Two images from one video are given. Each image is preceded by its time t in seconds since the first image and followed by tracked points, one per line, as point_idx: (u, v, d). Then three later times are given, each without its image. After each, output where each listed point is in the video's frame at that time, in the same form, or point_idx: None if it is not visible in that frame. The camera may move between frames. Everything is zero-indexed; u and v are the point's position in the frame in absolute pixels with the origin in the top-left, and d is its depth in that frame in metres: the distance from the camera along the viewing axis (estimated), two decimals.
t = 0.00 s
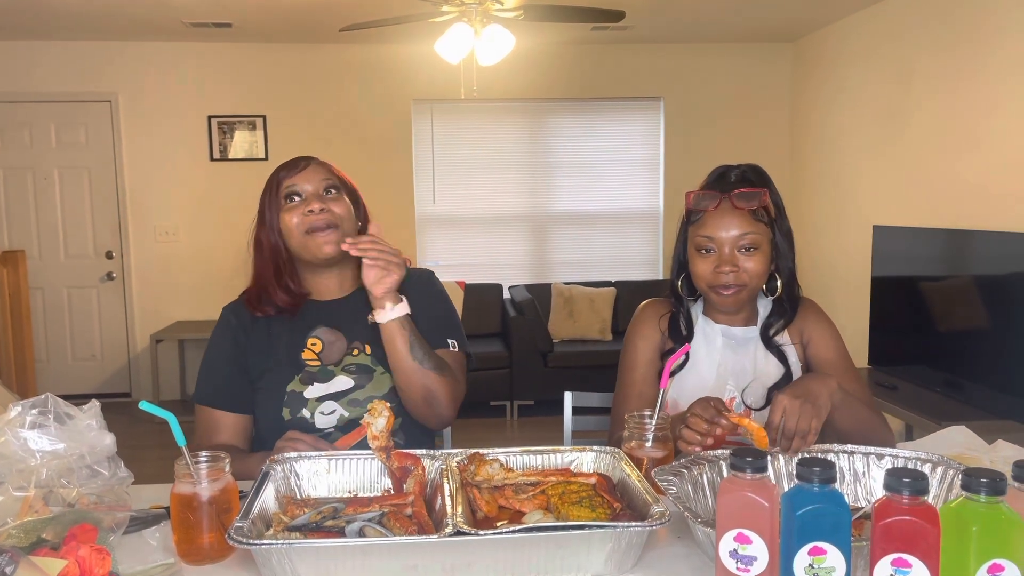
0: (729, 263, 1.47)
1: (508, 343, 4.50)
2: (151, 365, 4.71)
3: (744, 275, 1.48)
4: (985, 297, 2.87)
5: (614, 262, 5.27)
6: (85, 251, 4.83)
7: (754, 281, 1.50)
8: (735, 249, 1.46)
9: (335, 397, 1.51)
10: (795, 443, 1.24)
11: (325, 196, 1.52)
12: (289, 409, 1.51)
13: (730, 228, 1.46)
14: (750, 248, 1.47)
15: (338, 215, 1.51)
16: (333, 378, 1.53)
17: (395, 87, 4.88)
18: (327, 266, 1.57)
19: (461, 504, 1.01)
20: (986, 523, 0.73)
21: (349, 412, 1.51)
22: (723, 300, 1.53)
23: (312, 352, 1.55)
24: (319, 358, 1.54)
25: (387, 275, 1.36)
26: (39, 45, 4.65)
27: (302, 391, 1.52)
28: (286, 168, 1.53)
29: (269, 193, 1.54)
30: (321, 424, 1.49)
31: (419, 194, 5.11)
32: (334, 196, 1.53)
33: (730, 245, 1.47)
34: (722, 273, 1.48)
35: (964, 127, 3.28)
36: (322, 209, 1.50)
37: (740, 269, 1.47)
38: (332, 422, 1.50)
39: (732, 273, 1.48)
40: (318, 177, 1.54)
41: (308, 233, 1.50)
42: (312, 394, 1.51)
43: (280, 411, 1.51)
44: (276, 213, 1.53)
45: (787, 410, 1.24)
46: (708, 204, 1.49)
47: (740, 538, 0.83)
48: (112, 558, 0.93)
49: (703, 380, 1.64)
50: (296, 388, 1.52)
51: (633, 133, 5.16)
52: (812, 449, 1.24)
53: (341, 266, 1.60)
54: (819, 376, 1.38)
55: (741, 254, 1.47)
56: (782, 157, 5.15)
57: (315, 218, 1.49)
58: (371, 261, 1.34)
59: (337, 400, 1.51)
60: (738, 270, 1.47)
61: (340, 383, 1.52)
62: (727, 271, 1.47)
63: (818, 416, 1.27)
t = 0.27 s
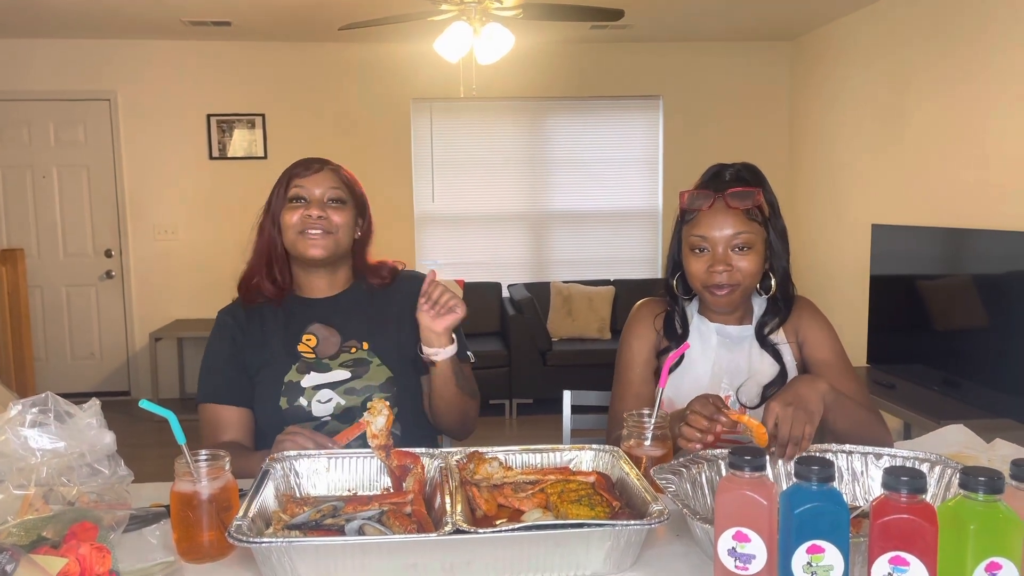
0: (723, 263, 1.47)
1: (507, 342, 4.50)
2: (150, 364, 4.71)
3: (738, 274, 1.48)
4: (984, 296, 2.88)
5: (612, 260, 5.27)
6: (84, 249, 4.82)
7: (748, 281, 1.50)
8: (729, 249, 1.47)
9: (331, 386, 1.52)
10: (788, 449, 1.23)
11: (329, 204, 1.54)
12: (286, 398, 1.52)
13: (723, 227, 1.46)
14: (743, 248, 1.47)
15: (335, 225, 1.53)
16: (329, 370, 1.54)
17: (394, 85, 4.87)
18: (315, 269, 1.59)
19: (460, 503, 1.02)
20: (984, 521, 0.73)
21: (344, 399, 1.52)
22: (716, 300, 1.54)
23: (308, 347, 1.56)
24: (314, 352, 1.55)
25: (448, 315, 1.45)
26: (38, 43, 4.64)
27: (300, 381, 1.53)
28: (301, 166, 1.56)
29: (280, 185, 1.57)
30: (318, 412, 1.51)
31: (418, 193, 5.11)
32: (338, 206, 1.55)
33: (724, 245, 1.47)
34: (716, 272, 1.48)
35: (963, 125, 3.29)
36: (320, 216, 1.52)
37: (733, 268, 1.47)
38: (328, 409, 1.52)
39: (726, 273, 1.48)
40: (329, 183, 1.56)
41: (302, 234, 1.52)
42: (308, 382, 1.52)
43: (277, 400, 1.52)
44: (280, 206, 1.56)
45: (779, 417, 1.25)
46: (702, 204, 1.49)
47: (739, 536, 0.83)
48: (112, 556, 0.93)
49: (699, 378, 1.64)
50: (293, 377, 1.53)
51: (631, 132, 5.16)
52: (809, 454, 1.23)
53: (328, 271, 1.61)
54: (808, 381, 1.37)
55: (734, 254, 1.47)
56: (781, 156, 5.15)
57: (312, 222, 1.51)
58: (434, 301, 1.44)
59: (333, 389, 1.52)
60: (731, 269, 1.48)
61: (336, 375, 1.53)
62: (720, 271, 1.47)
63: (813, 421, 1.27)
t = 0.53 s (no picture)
0: (723, 261, 1.47)
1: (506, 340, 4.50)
2: (150, 362, 4.70)
3: (739, 271, 1.48)
4: (983, 294, 2.88)
5: (611, 259, 5.27)
6: (83, 248, 4.82)
7: (748, 278, 1.50)
8: (729, 247, 1.47)
9: (332, 375, 1.54)
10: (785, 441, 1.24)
11: (344, 217, 1.55)
12: (287, 386, 1.53)
13: (722, 226, 1.46)
14: (743, 246, 1.47)
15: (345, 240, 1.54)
16: (331, 361, 1.55)
17: (394, 84, 4.87)
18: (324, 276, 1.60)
19: (459, 501, 1.02)
20: (982, 519, 0.73)
21: (344, 389, 1.53)
22: (718, 299, 1.54)
23: (310, 338, 1.56)
24: (317, 343, 1.56)
25: (431, 344, 1.42)
26: (37, 41, 4.64)
27: (301, 370, 1.54)
28: (324, 173, 1.56)
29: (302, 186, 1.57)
30: (318, 401, 1.52)
31: (417, 192, 5.11)
32: (352, 219, 1.55)
33: (723, 243, 1.47)
34: (716, 271, 1.48)
35: (962, 124, 3.29)
36: (332, 229, 1.53)
37: (734, 267, 1.48)
38: (328, 399, 1.53)
39: (726, 271, 1.48)
40: (347, 195, 1.55)
41: (312, 243, 1.53)
42: (310, 371, 1.53)
43: (278, 388, 1.52)
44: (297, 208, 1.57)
45: (772, 411, 1.27)
46: (699, 203, 1.49)
47: (738, 534, 0.83)
48: (111, 554, 0.93)
49: (697, 376, 1.64)
50: (294, 366, 1.54)
51: (631, 131, 5.16)
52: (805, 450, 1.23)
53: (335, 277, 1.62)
54: (800, 376, 1.41)
55: (734, 252, 1.47)
56: (780, 154, 5.16)
57: (323, 233, 1.53)
58: (415, 330, 1.41)
59: (334, 378, 1.53)
60: (732, 267, 1.48)
61: (338, 365, 1.54)
62: (721, 270, 1.48)
63: (804, 412, 1.29)
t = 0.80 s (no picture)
0: (727, 259, 1.47)
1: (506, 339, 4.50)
2: (149, 361, 4.70)
3: (744, 268, 1.48)
4: (982, 293, 2.88)
5: (611, 258, 5.27)
6: (81, 246, 4.81)
7: (752, 275, 1.50)
8: (733, 245, 1.47)
9: (348, 389, 1.52)
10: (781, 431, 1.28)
11: (372, 203, 1.56)
12: (302, 395, 1.52)
13: (725, 224, 1.46)
14: (747, 243, 1.47)
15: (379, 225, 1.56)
16: (348, 373, 1.53)
17: (392, 82, 4.87)
18: (356, 270, 1.61)
19: (458, 500, 1.02)
20: (981, 517, 0.73)
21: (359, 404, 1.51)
22: (721, 297, 1.53)
23: (330, 345, 1.56)
24: (336, 351, 1.55)
25: (381, 331, 1.34)
26: (35, 40, 4.63)
27: (317, 379, 1.53)
28: (341, 165, 1.56)
29: (320, 183, 1.57)
30: (332, 413, 1.51)
31: (417, 190, 5.11)
32: (380, 205, 1.57)
33: (727, 241, 1.47)
34: (720, 269, 1.48)
35: (961, 123, 3.29)
36: (365, 217, 1.54)
37: (738, 264, 1.48)
38: (342, 412, 1.51)
39: (731, 268, 1.48)
40: (369, 182, 1.57)
41: (347, 236, 1.54)
42: (326, 382, 1.52)
43: (292, 396, 1.52)
44: (321, 205, 1.57)
45: (765, 404, 1.31)
46: (702, 202, 1.49)
47: (737, 533, 0.83)
48: (110, 553, 0.93)
49: (695, 376, 1.64)
50: (311, 375, 1.53)
51: (630, 130, 5.16)
52: (803, 445, 1.23)
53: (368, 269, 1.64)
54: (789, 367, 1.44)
55: (738, 250, 1.47)
56: (779, 153, 5.16)
57: (357, 223, 1.54)
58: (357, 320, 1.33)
59: (350, 393, 1.52)
60: (736, 265, 1.48)
61: (354, 378, 1.53)
62: (725, 268, 1.48)
63: (796, 402, 1.34)
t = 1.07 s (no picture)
0: (726, 256, 1.47)
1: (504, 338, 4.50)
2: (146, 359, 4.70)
3: (742, 266, 1.48)
4: (979, 291, 2.89)
5: (610, 256, 5.27)
6: (79, 245, 4.81)
7: (750, 273, 1.50)
8: (733, 242, 1.46)
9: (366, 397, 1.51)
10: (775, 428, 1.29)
11: (391, 198, 1.55)
12: (320, 404, 1.52)
13: (725, 220, 1.46)
14: (746, 241, 1.47)
15: (402, 218, 1.54)
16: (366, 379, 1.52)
17: (391, 81, 4.86)
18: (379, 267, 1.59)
19: (456, 498, 1.02)
20: (979, 515, 0.73)
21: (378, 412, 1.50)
22: (718, 296, 1.53)
23: (345, 350, 1.55)
24: (352, 356, 1.54)
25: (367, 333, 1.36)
26: (32, 38, 4.62)
27: (335, 388, 1.52)
28: (351, 164, 1.54)
29: (331, 184, 1.53)
30: (350, 422, 1.50)
31: (415, 189, 5.11)
32: (398, 198, 1.55)
33: (726, 238, 1.47)
34: (719, 265, 1.48)
35: (959, 122, 3.29)
36: (389, 210, 1.52)
37: (737, 261, 1.47)
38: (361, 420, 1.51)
39: (730, 265, 1.48)
40: (383, 177, 1.56)
41: (373, 233, 1.51)
42: (344, 391, 1.52)
43: (310, 405, 1.52)
44: (336, 207, 1.53)
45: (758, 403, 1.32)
46: (703, 199, 1.49)
47: (735, 531, 0.83)
48: (108, 552, 0.93)
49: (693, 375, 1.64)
50: (329, 383, 1.53)
51: (629, 128, 5.16)
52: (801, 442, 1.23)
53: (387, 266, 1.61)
54: (781, 359, 1.43)
55: (737, 247, 1.47)
56: (777, 151, 5.16)
57: (382, 217, 1.51)
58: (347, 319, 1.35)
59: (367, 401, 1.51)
60: (735, 262, 1.48)
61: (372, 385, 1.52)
62: (724, 264, 1.48)
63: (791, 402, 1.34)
